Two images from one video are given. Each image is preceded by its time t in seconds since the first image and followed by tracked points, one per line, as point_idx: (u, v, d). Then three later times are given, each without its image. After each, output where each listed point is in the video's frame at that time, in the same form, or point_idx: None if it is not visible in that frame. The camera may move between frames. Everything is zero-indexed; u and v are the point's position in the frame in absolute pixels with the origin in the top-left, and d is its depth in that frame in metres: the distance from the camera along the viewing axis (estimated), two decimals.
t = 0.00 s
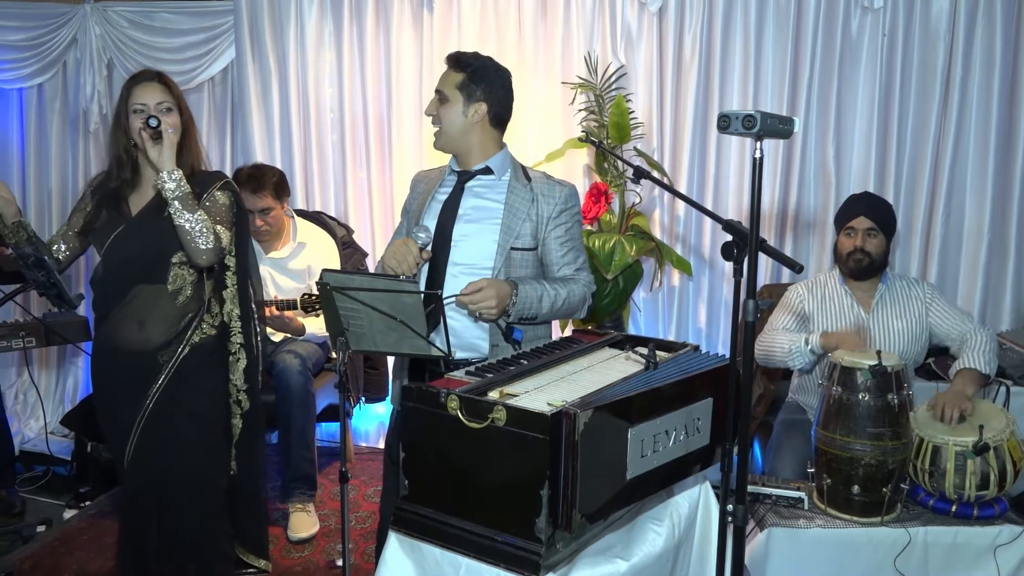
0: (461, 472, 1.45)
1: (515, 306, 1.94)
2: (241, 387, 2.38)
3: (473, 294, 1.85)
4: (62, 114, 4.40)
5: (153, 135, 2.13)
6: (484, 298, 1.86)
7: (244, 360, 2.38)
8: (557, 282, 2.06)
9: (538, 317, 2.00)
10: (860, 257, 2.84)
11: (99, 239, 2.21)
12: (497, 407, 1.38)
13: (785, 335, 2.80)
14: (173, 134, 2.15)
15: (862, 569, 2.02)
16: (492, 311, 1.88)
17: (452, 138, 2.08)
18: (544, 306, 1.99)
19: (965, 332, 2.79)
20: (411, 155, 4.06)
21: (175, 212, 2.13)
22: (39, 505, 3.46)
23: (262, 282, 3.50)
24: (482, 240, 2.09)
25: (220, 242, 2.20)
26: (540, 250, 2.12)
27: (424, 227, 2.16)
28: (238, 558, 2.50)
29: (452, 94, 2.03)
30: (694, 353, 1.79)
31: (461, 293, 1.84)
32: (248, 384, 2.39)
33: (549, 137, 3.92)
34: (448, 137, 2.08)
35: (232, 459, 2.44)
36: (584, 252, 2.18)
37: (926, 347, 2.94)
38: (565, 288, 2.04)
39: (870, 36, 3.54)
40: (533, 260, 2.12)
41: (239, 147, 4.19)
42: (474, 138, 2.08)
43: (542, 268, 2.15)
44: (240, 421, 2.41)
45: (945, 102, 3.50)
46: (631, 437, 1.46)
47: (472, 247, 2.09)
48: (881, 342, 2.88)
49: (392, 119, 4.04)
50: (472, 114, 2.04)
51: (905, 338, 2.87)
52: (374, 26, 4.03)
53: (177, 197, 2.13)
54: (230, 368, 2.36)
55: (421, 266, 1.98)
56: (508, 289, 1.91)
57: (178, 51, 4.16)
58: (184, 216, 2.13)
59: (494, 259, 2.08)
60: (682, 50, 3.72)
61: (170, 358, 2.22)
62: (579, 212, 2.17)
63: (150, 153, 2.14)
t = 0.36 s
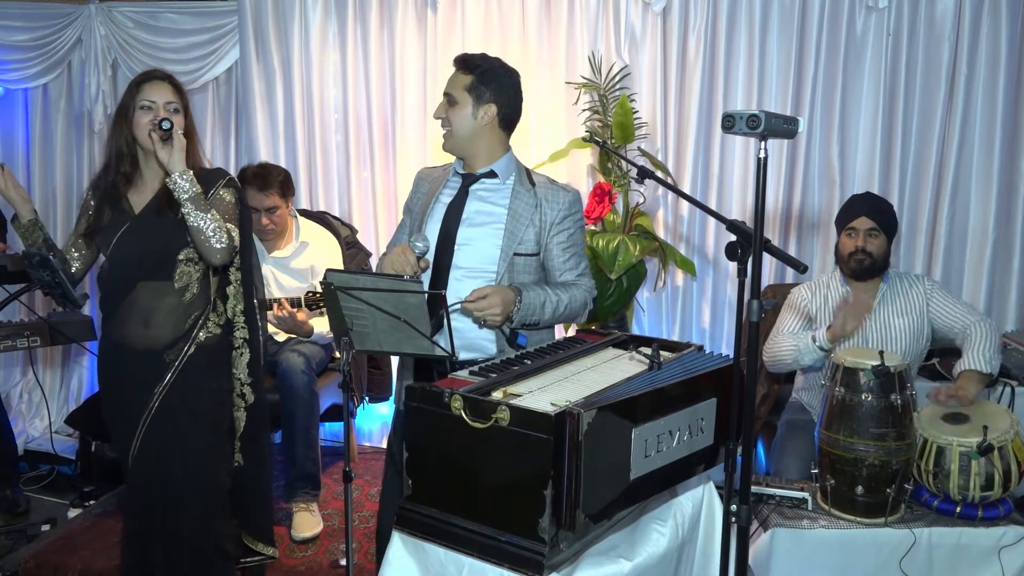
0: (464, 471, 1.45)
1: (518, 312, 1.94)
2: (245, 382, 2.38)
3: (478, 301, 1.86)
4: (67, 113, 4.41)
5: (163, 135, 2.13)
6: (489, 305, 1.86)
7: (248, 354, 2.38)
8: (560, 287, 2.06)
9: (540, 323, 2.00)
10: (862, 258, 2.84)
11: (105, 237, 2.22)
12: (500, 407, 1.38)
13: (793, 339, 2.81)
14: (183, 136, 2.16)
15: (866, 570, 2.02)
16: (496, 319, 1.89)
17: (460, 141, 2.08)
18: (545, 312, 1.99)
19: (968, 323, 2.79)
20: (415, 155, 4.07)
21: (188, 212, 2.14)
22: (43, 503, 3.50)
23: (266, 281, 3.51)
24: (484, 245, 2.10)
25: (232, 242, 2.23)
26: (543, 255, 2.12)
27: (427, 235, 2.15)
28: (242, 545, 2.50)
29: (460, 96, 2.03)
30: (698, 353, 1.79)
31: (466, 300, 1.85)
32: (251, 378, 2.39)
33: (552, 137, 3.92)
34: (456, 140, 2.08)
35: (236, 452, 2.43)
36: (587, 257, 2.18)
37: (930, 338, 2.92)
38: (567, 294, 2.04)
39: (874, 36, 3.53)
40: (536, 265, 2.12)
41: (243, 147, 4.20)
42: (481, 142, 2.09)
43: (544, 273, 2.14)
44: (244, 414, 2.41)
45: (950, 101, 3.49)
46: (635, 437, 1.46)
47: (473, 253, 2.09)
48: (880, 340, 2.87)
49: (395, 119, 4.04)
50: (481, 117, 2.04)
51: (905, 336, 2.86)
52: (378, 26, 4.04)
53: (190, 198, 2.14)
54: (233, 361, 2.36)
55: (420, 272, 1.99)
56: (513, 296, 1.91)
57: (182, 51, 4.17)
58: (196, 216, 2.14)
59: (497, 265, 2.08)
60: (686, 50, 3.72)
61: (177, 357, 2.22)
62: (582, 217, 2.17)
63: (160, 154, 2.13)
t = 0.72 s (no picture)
0: (465, 471, 1.45)
1: (514, 308, 1.94)
2: (246, 380, 2.37)
3: (472, 295, 1.86)
4: (68, 113, 4.42)
5: (161, 134, 2.13)
6: (484, 299, 1.86)
7: (248, 353, 2.37)
8: (559, 284, 2.06)
9: (539, 320, 1.99)
10: (860, 261, 2.85)
11: (106, 237, 2.22)
12: (500, 407, 1.38)
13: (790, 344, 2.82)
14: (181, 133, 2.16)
15: (866, 570, 2.02)
16: (491, 313, 1.88)
17: (457, 140, 2.07)
18: (544, 309, 1.98)
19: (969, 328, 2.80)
20: (415, 155, 4.06)
21: (186, 210, 2.14)
22: (44, 504, 3.49)
23: (267, 282, 3.50)
24: (483, 243, 2.09)
25: (230, 240, 2.23)
26: (542, 253, 2.12)
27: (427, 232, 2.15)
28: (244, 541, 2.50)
29: (458, 95, 2.03)
30: (699, 353, 1.79)
31: (460, 294, 1.85)
32: (252, 377, 2.38)
33: (553, 136, 3.91)
34: (453, 140, 2.07)
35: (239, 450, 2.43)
36: (586, 254, 2.18)
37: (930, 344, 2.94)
38: (566, 291, 2.04)
39: (875, 36, 3.53)
40: (535, 262, 2.12)
41: (244, 147, 4.20)
42: (480, 142, 2.09)
43: (544, 271, 2.14)
44: (245, 413, 2.40)
45: (951, 102, 3.48)
46: (635, 436, 1.46)
47: (473, 251, 2.09)
48: (883, 340, 2.87)
49: (396, 120, 4.04)
50: (477, 116, 2.04)
51: (906, 337, 2.87)
52: (378, 26, 4.04)
53: (187, 196, 2.14)
54: (233, 360, 2.35)
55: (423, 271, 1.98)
56: (508, 291, 1.91)
57: (183, 51, 4.17)
58: (194, 214, 2.15)
59: (496, 262, 2.08)
60: (687, 50, 3.72)
61: (179, 356, 2.22)
62: (581, 215, 2.17)
63: (158, 153, 2.14)
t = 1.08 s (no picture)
0: (464, 471, 1.45)
1: (518, 305, 1.93)
2: (245, 381, 2.39)
3: (478, 293, 1.86)
4: (68, 112, 4.42)
5: (157, 133, 2.12)
6: (489, 297, 1.86)
7: (247, 354, 2.39)
8: (558, 281, 2.06)
9: (539, 317, 2.00)
10: (864, 272, 2.85)
11: (101, 238, 2.22)
12: (500, 406, 1.39)
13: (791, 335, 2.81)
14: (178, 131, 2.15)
15: (866, 569, 2.02)
16: (496, 311, 1.88)
17: (453, 135, 2.07)
18: (544, 306, 1.98)
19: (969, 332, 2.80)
20: (415, 154, 4.06)
21: (181, 208, 2.13)
22: (44, 503, 3.49)
23: (268, 282, 3.48)
24: (482, 239, 2.09)
25: (225, 238, 2.21)
26: (540, 250, 2.12)
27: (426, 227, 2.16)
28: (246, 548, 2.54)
29: (456, 91, 2.03)
30: (698, 352, 1.79)
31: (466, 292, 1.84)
32: (251, 378, 2.40)
33: (553, 135, 3.91)
34: (449, 134, 2.07)
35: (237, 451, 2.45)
36: (583, 251, 2.18)
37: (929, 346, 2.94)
38: (565, 288, 2.04)
39: (875, 35, 3.53)
40: (534, 259, 2.12)
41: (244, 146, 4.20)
42: (476, 138, 2.09)
43: (542, 268, 2.14)
44: (244, 414, 2.42)
45: (951, 102, 3.48)
46: (635, 436, 1.46)
47: (473, 246, 2.09)
48: (884, 340, 2.88)
49: (396, 120, 4.04)
50: (476, 112, 2.04)
51: (907, 337, 2.87)
52: (378, 25, 4.04)
53: (183, 194, 2.12)
54: (233, 361, 2.37)
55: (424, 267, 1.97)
56: (513, 289, 1.91)
57: (183, 50, 4.17)
58: (190, 211, 2.13)
59: (495, 259, 2.08)
60: (687, 50, 3.72)
61: (177, 356, 2.22)
62: (578, 212, 2.17)
63: (155, 151, 2.13)
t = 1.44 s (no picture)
0: (464, 471, 1.45)
1: (516, 314, 1.94)
2: (245, 381, 2.40)
3: (475, 303, 1.86)
4: (68, 112, 4.42)
5: (145, 134, 2.12)
6: (485, 309, 1.86)
7: (247, 351, 2.39)
8: (557, 289, 2.06)
9: (537, 325, 2.00)
10: (869, 266, 2.84)
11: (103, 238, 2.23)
12: (500, 406, 1.38)
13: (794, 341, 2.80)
14: (167, 134, 2.14)
15: (866, 569, 2.02)
16: (495, 320, 1.88)
17: (457, 140, 2.07)
18: (543, 314, 1.99)
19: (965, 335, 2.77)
20: (415, 154, 4.06)
21: (170, 210, 2.11)
22: (44, 503, 3.49)
23: (269, 282, 3.50)
24: (480, 247, 2.09)
25: (219, 239, 2.19)
26: (540, 257, 2.12)
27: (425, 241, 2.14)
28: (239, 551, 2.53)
29: (460, 94, 2.02)
30: (698, 351, 1.79)
31: (463, 302, 1.84)
32: (251, 377, 2.41)
33: (553, 135, 3.91)
34: (452, 140, 2.07)
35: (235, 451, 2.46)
36: (584, 257, 2.18)
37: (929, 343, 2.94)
38: (564, 296, 2.04)
39: (875, 35, 3.53)
40: (534, 266, 2.12)
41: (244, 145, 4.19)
42: (479, 142, 2.08)
43: (542, 275, 2.15)
44: (242, 415, 2.43)
45: (951, 102, 3.48)
46: (635, 435, 1.46)
47: (472, 254, 2.09)
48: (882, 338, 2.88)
49: (396, 119, 4.04)
50: (479, 116, 2.04)
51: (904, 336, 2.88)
52: (378, 25, 4.04)
53: (172, 196, 2.11)
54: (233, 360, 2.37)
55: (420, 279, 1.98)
56: (510, 297, 1.91)
57: (183, 50, 4.17)
58: (179, 213, 2.11)
59: (495, 267, 2.08)
60: (687, 49, 3.72)
61: (176, 356, 2.22)
62: (579, 218, 2.17)
63: (144, 153, 2.12)
